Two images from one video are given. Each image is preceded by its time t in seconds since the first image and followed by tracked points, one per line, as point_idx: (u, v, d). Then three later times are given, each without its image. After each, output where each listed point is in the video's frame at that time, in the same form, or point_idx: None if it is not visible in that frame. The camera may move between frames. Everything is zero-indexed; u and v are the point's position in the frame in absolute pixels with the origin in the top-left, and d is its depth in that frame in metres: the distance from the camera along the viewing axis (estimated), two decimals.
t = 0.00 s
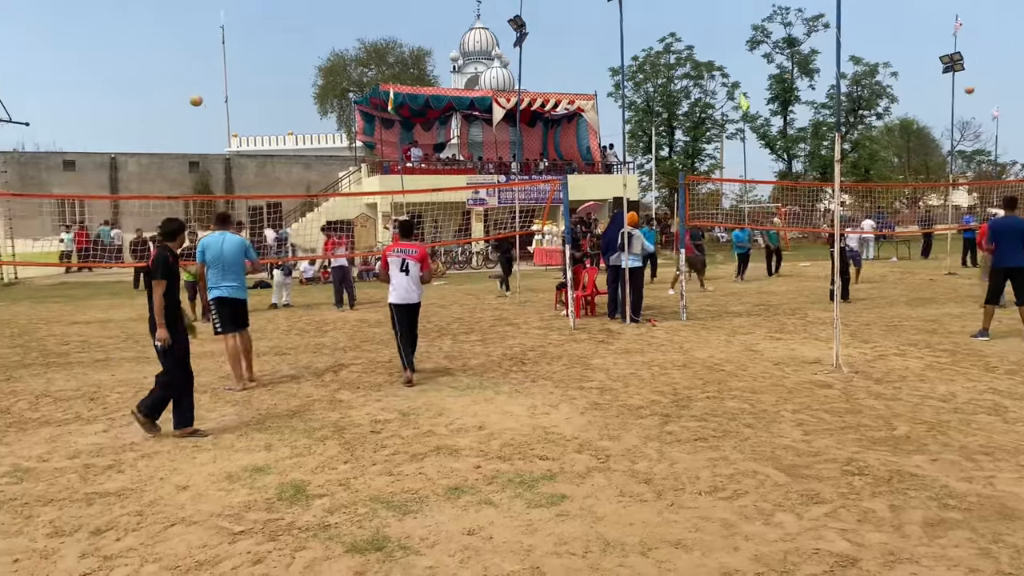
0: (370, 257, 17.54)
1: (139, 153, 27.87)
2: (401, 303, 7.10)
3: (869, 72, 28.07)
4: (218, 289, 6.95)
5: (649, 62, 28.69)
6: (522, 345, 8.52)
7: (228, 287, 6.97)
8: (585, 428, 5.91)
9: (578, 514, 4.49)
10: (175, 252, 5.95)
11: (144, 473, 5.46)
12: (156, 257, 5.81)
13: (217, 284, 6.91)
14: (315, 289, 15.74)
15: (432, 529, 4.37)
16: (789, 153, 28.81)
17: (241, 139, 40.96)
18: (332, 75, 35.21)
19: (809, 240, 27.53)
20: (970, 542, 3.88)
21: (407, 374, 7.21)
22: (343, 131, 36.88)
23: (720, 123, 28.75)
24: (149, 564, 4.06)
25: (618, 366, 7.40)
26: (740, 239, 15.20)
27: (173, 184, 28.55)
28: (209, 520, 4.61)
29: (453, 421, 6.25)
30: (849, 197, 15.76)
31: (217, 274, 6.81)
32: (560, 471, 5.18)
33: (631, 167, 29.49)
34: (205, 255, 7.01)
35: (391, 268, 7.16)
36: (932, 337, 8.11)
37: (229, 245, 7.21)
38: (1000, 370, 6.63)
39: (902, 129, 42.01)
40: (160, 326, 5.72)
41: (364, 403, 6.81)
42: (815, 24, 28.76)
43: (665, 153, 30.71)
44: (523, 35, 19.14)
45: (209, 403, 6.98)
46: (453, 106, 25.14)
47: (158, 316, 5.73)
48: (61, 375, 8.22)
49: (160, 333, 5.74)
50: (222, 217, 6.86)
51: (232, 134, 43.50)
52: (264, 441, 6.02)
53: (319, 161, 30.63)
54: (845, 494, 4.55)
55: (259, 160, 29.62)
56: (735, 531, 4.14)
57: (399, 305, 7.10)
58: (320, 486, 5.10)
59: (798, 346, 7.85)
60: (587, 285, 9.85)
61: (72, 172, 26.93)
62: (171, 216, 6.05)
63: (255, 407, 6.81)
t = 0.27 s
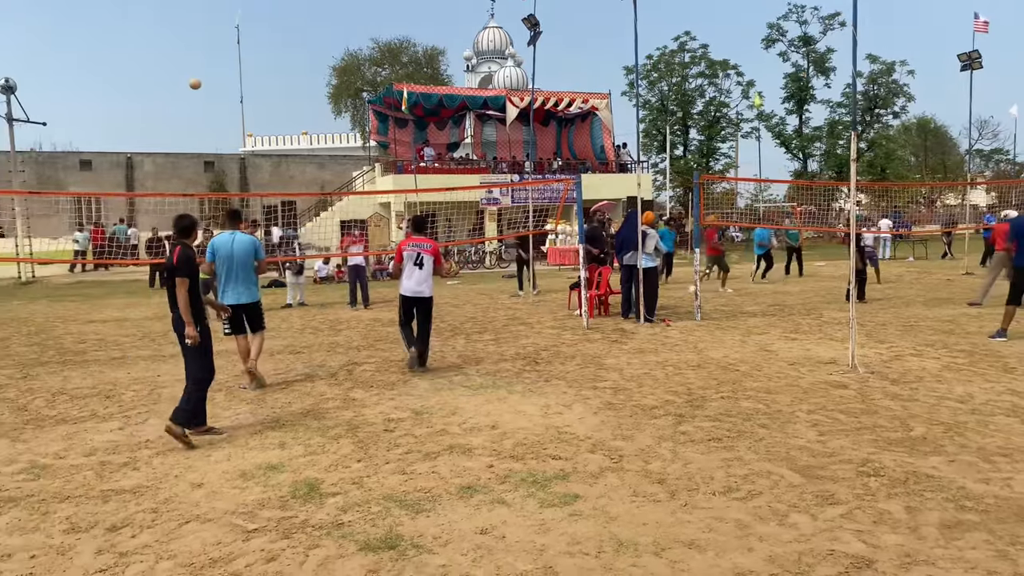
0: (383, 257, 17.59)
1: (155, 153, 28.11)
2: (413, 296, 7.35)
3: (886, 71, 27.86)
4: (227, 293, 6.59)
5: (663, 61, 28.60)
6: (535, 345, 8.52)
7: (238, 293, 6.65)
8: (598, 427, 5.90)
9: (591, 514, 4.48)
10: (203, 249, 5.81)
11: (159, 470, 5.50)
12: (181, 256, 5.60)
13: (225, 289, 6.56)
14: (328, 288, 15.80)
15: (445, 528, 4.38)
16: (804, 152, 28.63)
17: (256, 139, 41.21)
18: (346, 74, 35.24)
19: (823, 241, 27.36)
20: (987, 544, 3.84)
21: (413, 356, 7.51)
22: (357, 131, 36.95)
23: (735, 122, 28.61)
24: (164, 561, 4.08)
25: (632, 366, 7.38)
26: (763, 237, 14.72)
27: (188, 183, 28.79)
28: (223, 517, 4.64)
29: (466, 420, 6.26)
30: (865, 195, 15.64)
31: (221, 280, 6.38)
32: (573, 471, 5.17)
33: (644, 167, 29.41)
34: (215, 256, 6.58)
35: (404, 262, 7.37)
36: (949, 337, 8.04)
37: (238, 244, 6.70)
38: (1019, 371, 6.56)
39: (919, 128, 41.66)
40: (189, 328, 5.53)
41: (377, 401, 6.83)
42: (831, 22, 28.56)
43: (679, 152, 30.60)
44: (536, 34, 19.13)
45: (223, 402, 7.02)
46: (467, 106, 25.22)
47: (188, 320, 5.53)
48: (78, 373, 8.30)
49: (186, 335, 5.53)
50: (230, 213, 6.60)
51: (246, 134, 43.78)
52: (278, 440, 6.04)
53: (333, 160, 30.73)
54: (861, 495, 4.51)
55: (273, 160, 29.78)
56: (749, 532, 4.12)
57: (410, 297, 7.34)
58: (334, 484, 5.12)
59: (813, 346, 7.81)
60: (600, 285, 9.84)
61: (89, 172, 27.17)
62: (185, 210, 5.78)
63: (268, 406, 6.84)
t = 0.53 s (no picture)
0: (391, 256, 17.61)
1: (165, 153, 28.24)
2: (418, 296, 7.39)
3: (896, 71, 27.73)
4: (229, 295, 6.41)
5: (672, 61, 28.54)
6: (543, 345, 8.52)
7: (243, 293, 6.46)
8: (606, 428, 5.90)
9: (599, 514, 4.48)
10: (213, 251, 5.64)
11: (168, 469, 5.53)
12: (201, 260, 5.41)
13: (226, 290, 6.38)
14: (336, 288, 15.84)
15: (453, 527, 4.39)
16: (814, 152, 28.54)
17: (265, 139, 41.33)
18: (355, 74, 35.35)
19: (832, 241, 27.25)
20: (997, 547, 3.83)
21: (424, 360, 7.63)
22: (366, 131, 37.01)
23: (744, 123, 28.52)
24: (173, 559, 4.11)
25: (640, 367, 7.37)
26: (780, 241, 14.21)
27: (198, 183, 28.91)
28: (232, 516, 4.67)
29: (474, 420, 6.27)
30: (874, 196, 15.57)
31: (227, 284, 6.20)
32: (581, 471, 5.17)
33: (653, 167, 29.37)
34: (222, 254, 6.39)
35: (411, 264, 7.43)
36: (960, 339, 8.00)
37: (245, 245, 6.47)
38: None
39: (929, 128, 41.45)
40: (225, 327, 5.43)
41: (385, 401, 6.84)
42: (841, 22, 28.44)
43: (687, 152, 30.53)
44: (545, 34, 19.12)
45: (232, 401, 7.05)
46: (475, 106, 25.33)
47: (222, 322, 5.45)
48: (88, 372, 8.35)
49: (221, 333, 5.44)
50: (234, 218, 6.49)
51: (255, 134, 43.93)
52: (286, 439, 6.07)
53: (342, 160, 30.79)
54: (870, 497, 4.50)
55: (282, 160, 29.87)
56: (757, 533, 4.12)
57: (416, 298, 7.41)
58: (342, 483, 5.14)
59: (822, 347, 7.79)
60: (609, 285, 9.86)
61: (99, 171, 27.31)
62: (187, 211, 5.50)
63: (277, 405, 6.87)
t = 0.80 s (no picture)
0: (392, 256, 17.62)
1: (169, 153, 28.28)
2: (417, 295, 7.51)
3: (899, 73, 27.69)
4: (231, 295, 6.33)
5: (675, 62, 28.51)
6: (546, 345, 8.53)
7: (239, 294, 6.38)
8: (609, 429, 5.91)
9: (600, 515, 4.49)
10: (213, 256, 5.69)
11: (171, 467, 5.55)
12: (207, 261, 5.45)
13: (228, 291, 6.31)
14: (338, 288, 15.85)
15: (455, 527, 4.40)
16: (816, 154, 28.52)
17: (268, 139, 41.36)
18: (358, 75, 35.44)
19: (835, 243, 27.22)
20: (999, 549, 3.83)
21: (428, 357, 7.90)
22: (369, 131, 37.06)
23: (747, 124, 28.50)
24: (176, 558, 4.12)
25: (642, 368, 7.38)
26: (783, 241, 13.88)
27: (202, 183, 28.96)
28: (235, 515, 4.68)
29: (476, 420, 6.28)
30: (877, 198, 15.55)
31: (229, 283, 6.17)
32: (583, 472, 5.18)
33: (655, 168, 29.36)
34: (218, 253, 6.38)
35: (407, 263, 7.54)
36: (962, 340, 8.00)
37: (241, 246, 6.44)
38: None
39: (932, 129, 41.37)
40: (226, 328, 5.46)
41: (387, 401, 6.85)
42: (845, 23, 28.38)
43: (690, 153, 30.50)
44: (548, 35, 19.13)
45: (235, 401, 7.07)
46: (478, 106, 25.20)
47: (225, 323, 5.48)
48: (91, 371, 8.38)
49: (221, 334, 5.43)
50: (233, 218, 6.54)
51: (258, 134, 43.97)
52: (289, 439, 6.08)
53: (345, 160, 30.81)
54: (872, 499, 4.51)
55: (285, 159, 29.90)
56: (758, 535, 4.12)
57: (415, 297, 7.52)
58: (345, 483, 5.15)
59: (825, 349, 7.79)
60: (612, 286, 9.91)
61: (103, 171, 27.38)
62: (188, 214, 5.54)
63: (279, 405, 6.89)
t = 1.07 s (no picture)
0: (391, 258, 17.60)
1: (167, 153, 28.26)
2: (413, 292, 7.89)
3: (898, 76, 27.70)
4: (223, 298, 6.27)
5: (674, 64, 28.53)
6: (544, 347, 8.53)
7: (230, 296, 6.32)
8: (607, 430, 5.92)
9: (598, 516, 4.50)
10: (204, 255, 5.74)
11: (169, 467, 5.55)
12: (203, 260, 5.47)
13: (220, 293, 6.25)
14: (336, 288, 15.85)
15: (453, 528, 4.40)
16: (815, 157, 28.54)
17: (268, 139, 41.33)
18: (358, 75, 35.46)
19: (833, 245, 27.25)
20: (996, 552, 3.84)
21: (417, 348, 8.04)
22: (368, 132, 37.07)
23: (746, 126, 28.51)
24: (174, 558, 4.12)
25: (641, 369, 7.39)
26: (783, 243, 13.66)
27: (200, 183, 28.94)
28: (233, 515, 4.68)
29: (474, 421, 6.28)
30: (875, 201, 15.56)
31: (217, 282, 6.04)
32: (581, 473, 5.18)
33: (654, 170, 29.37)
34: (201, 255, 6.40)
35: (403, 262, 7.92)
36: (960, 343, 8.01)
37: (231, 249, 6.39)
38: None
39: (930, 133, 41.39)
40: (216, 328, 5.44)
41: (385, 402, 6.85)
42: (844, 26, 28.41)
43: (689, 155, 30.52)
44: (547, 37, 19.13)
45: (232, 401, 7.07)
46: (478, 108, 25.46)
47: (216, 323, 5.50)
48: (89, 371, 8.36)
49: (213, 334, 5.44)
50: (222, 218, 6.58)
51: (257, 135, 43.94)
52: (287, 439, 6.08)
53: (344, 161, 30.80)
54: (869, 501, 4.51)
55: (284, 160, 29.89)
56: (756, 537, 4.13)
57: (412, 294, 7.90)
58: (343, 484, 5.15)
59: (823, 351, 7.80)
60: (610, 288, 9.86)
61: (102, 170, 27.34)
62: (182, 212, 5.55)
63: (277, 405, 6.89)
